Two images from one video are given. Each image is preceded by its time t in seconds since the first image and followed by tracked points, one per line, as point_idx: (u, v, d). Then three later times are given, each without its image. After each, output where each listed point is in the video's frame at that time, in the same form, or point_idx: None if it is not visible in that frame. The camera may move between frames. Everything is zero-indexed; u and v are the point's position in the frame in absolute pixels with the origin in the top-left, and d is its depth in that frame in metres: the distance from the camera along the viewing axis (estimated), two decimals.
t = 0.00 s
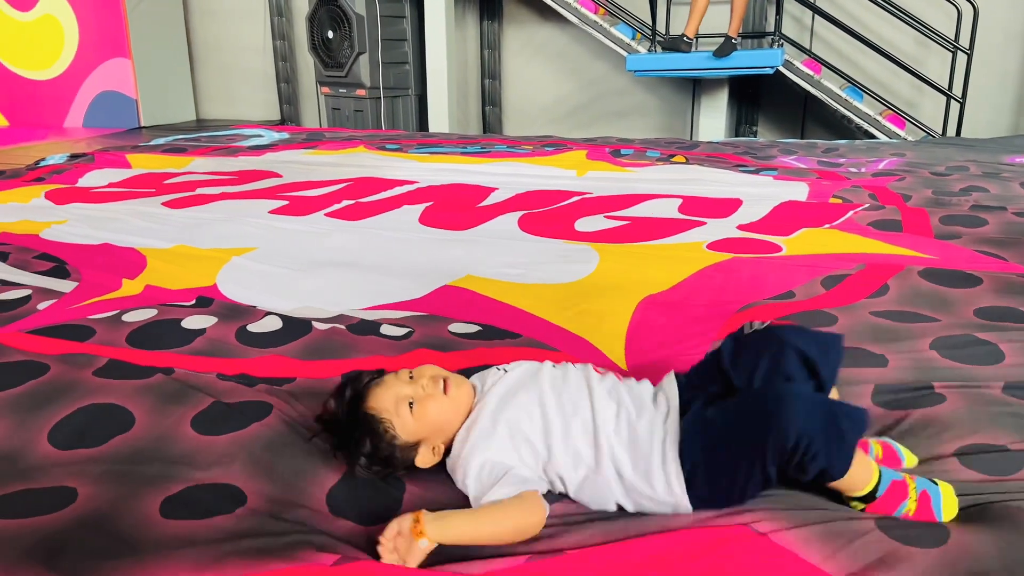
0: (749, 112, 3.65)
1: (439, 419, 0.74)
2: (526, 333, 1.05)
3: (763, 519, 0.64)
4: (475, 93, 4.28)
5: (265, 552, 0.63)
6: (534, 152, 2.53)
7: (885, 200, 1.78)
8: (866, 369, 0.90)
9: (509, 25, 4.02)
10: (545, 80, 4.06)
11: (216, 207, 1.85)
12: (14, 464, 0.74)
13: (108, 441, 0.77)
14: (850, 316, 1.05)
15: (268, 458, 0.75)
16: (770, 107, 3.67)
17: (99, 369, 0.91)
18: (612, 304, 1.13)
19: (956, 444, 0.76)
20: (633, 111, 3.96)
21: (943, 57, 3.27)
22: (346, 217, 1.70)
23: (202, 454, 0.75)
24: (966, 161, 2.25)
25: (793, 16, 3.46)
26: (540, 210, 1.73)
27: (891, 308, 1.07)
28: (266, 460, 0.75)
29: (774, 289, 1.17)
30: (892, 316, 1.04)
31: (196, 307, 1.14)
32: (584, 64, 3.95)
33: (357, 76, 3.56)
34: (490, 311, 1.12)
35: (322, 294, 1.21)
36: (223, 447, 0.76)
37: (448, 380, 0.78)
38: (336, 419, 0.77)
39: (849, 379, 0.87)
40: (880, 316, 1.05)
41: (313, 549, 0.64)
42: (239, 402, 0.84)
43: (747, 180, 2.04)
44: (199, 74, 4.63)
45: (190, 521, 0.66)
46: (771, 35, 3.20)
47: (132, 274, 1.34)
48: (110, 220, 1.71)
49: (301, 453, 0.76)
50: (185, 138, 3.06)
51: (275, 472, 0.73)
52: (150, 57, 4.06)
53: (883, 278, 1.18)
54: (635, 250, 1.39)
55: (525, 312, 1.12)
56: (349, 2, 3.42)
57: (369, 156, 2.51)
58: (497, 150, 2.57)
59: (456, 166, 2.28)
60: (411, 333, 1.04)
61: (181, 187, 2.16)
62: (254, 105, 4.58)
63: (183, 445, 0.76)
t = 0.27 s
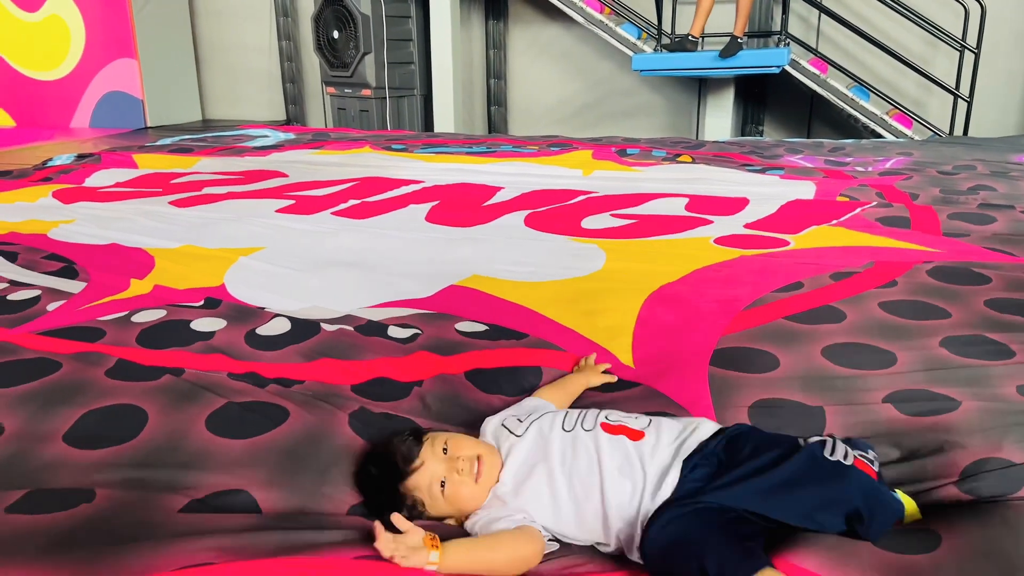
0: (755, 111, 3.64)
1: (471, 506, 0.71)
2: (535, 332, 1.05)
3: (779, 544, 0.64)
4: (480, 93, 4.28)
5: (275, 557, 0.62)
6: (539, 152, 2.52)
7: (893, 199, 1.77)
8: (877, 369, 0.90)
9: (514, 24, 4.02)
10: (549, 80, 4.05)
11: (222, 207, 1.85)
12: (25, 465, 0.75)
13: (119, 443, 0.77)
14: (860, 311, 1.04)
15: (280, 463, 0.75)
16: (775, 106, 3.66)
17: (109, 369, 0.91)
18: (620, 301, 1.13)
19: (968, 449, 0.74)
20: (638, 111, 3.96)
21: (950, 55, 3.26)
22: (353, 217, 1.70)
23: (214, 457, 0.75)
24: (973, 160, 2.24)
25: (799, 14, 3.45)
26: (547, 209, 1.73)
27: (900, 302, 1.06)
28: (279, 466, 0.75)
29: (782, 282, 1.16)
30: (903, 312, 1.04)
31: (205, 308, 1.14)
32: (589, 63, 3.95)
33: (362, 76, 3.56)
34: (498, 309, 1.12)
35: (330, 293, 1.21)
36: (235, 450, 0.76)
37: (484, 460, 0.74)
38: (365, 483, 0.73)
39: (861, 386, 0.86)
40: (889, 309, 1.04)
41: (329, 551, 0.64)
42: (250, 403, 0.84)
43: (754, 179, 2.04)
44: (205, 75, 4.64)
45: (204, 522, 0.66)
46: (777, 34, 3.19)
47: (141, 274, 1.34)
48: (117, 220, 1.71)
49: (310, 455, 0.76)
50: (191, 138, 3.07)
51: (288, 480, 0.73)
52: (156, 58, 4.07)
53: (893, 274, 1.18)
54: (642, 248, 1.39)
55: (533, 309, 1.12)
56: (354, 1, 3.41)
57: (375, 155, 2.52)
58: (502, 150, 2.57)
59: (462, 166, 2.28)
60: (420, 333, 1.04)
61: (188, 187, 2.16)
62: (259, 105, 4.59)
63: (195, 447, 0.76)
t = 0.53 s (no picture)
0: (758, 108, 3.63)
1: (442, 419, 0.76)
2: (537, 330, 1.05)
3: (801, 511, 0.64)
4: (482, 91, 4.28)
5: (278, 550, 0.63)
6: (542, 149, 2.53)
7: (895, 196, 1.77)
8: (879, 368, 0.90)
9: (517, 22, 4.02)
10: (552, 78, 4.05)
11: (226, 204, 1.85)
12: (30, 458, 0.75)
13: (122, 436, 0.78)
14: (862, 312, 1.05)
15: (283, 452, 0.75)
16: (778, 103, 3.66)
17: (113, 366, 0.92)
18: (623, 300, 1.13)
19: (977, 444, 0.75)
20: (641, 109, 3.96)
21: (953, 53, 3.25)
22: (356, 214, 1.71)
23: (216, 450, 0.76)
24: (976, 157, 2.24)
25: (802, 12, 3.45)
26: (549, 207, 1.73)
27: (903, 304, 1.06)
28: (281, 454, 0.75)
29: (785, 285, 1.16)
30: (905, 312, 1.04)
31: (208, 304, 1.14)
32: (591, 61, 3.95)
33: (365, 74, 3.57)
34: (501, 308, 1.13)
35: (333, 291, 1.22)
36: (238, 442, 0.77)
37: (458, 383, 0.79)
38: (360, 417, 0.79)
39: (865, 382, 0.87)
40: (892, 311, 1.05)
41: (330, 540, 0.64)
42: (253, 398, 0.84)
43: (757, 176, 2.04)
44: (208, 73, 4.65)
45: (206, 513, 0.67)
46: (780, 32, 3.19)
47: (144, 271, 1.35)
48: (121, 217, 1.72)
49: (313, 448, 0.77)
50: (194, 136, 3.07)
51: (290, 464, 0.74)
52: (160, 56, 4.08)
53: (895, 274, 1.18)
54: (645, 246, 1.39)
55: (536, 308, 1.12)
56: None
57: (378, 153, 2.52)
58: (505, 147, 2.57)
59: (465, 164, 2.28)
60: (422, 329, 1.04)
61: (191, 184, 2.17)
62: (262, 104, 4.60)
63: (198, 440, 0.77)
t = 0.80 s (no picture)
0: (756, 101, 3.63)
1: (441, 454, 0.77)
2: (537, 320, 1.05)
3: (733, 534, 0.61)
4: (480, 84, 4.27)
5: (281, 547, 0.63)
6: (540, 142, 2.52)
7: (895, 187, 1.77)
8: (881, 352, 0.90)
9: (514, 14, 4.00)
10: (550, 70, 4.04)
11: (224, 198, 1.85)
12: (31, 455, 0.75)
13: (124, 434, 0.78)
14: (862, 300, 1.05)
15: (283, 452, 0.76)
16: (777, 95, 3.65)
17: (113, 361, 0.92)
18: (622, 291, 1.13)
19: (966, 434, 0.76)
20: (639, 101, 3.95)
21: (952, 44, 3.24)
22: (355, 207, 1.70)
23: (216, 447, 0.76)
24: (975, 148, 2.24)
25: (801, 3, 3.44)
26: (548, 199, 1.73)
27: (903, 291, 1.06)
28: (281, 454, 0.75)
29: (784, 274, 1.16)
30: (905, 300, 1.04)
31: (208, 298, 1.14)
32: (589, 53, 3.94)
33: (363, 67, 3.56)
34: (501, 299, 1.12)
35: (332, 283, 1.22)
36: (239, 440, 0.77)
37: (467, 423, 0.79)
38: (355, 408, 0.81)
39: (863, 368, 0.87)
40: (892, 298, 1.05)
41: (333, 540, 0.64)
42: (253, 394, 0.84)
43: (756, 168, 2.04)
44: (205, 66, 4.63)
45: (206, 512, 0.67)
46: (778, 23, 3.18)
47: (143, 265, 1.35)
48: (120, 211, 1.71)
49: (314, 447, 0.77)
50: (192, 130, 3.06)
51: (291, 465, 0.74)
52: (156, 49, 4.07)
53: (895, 263, 1.18)
54: (645, 237, 1.39)
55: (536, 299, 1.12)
56: None
57: (376, 146, 2.51)
58: (504, 140, 2.56)
59: (464, 157, 2.28)
60: (422, 323, 1.04)
61: (189, 178, 2.16)
62: (261, 97, 4.58)
63: (198, 438, 0.77)
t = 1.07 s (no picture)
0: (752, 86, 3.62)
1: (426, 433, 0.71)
2: (532, 305, 1.05)
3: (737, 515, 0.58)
4: (476, 70, 4.25)
5: (276, 526, 0.64)
6: (536, 128, 2.52)
7: (890, 172, 1.77)
8: (875, 341, 0.91)
9: None
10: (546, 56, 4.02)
11: (217, 184, 1.84)
12: (26, 437, 0.76)
13: (117, 415, 0.78)
14: (856, 286, 1.05)
15: (276, 431, 0.76)
16: (772, 81, 3.64)
17: (106, 345, 0.92)
18: (617, 276, 1.13)
19: (963, 413, 0.76)
20: (635, 87, 3.94)
21: (947, 29, 3.24)
22: (349, 193, 1.70)
23: (209, 428, 0.76)
24: (970, 132, 2.24)
25: None
26: (543, 184, 1.72)
27: (897, 278, 1.07)
28: (274, 433, 0.75)
29: (780, 260, 1.16)
30: (899, 286, 1.04)
31: (201, 284, 1.14)
32: (584, 38, 3.92)
33: (357, 53, 3.54)
34: (496, 285, 1.13)
35: (326, 269, 1.22)
36: (232, 421, 0.77)
37: (455, 404, 0.74)
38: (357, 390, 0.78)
39: (859, 355, 0.88)
40: (885, 284, 1.05)
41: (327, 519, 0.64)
42: (246, 377, 0.85)
43: (751, 153, 2.04)
44: (198, 53, 4.60)
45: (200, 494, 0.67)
46: (774, 8, 3.17)
47: (136, 250, 1.34)
48: (113, 198, 1.71)
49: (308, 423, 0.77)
50: (185, 117, 3.04)
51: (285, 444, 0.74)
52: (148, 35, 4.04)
53: (889, 247, 1.18)
54: (640, 223, 1.39)
55: (531, 284, 1.13)
56: None
57: (371, 132, 2.50)
58: (499, 126, 2.56)
59: (460, 142, 2.27)
60: (417, 309, 1.04)
61: (183, 165, 2.15)
62: (254, 84, 4.56)
63: (192, 419, 0.77)
